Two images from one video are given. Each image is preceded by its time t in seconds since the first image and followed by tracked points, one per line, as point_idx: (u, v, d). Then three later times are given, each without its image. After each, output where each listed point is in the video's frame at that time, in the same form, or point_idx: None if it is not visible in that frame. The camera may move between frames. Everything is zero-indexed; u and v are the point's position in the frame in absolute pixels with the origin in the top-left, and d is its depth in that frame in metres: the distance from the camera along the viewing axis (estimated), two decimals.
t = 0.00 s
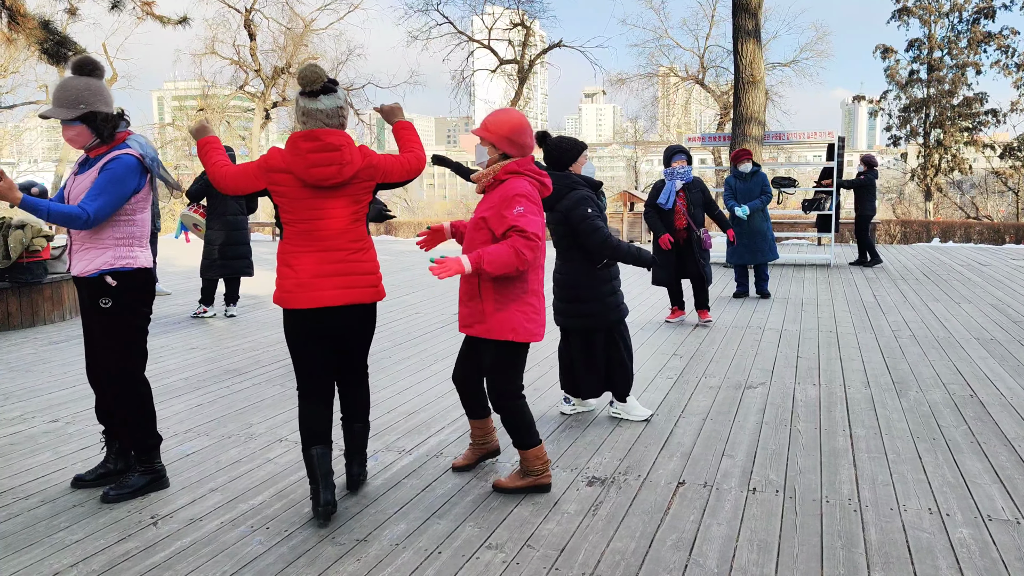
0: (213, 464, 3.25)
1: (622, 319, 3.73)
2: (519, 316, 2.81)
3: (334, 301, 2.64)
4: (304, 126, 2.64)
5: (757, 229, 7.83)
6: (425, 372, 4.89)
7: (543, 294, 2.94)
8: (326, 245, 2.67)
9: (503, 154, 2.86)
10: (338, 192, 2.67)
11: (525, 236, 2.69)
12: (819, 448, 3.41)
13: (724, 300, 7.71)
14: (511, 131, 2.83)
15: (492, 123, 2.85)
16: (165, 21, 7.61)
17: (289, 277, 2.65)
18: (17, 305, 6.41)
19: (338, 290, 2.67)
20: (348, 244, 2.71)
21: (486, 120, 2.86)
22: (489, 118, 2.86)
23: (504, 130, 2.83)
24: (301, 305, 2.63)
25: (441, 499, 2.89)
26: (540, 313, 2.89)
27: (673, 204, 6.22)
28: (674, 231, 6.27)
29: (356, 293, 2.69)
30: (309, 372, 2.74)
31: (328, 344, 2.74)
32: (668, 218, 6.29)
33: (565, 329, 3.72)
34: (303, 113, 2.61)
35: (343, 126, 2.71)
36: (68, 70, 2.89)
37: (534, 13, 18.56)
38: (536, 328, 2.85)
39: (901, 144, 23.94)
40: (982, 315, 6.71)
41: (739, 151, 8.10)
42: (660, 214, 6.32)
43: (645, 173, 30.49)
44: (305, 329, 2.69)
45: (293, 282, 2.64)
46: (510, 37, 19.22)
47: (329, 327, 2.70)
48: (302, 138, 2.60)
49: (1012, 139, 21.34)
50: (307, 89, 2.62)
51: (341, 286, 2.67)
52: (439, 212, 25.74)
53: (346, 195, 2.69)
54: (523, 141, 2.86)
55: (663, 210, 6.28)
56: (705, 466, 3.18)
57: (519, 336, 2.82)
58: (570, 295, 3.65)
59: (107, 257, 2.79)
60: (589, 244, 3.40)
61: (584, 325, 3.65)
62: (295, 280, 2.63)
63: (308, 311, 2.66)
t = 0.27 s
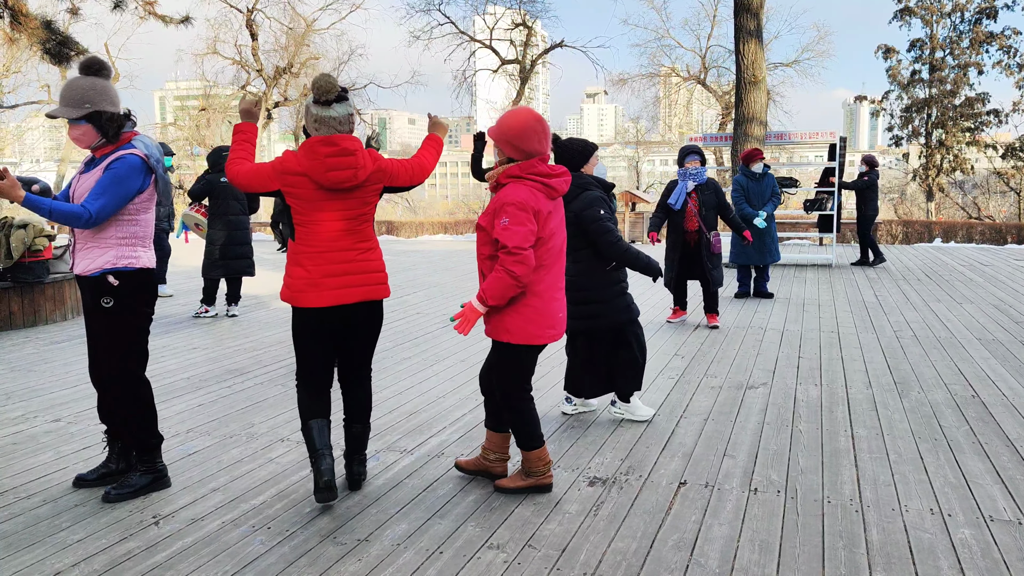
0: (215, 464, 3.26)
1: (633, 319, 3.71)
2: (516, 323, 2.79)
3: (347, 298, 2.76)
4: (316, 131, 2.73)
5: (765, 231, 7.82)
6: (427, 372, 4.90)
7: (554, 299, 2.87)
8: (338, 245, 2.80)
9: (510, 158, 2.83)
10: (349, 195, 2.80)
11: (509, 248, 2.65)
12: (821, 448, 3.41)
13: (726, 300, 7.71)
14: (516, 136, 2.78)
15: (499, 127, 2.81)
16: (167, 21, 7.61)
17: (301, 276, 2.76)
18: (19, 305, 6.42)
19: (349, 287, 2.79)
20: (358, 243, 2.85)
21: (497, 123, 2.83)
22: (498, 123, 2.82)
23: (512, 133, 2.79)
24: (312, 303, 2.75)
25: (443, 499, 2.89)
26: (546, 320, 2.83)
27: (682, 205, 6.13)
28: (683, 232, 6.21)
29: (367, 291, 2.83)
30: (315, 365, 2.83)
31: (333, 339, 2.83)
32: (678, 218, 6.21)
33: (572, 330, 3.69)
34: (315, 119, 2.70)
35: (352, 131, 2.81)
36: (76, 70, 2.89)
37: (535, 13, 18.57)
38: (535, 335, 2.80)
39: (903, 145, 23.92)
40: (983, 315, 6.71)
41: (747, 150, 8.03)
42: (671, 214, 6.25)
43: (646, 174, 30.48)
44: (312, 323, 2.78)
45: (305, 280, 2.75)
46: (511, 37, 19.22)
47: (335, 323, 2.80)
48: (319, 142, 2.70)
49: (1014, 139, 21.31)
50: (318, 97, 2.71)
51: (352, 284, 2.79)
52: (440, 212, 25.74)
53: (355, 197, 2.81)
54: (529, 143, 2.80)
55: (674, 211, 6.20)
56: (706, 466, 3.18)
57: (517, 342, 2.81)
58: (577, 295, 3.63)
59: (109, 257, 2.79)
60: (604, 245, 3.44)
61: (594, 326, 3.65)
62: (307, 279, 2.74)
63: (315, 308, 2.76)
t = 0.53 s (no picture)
0: (215, 464, 3.26)
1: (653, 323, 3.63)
2: (520, 318, 2.80)
3: (351, 294, 2.81)
4: (319, 133, 2.76)
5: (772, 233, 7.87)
6: (427, 372, 4.90)
7: (568, 300, 2.82)
8: (343, 243, 2.85)
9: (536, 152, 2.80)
10: (354, 192, 2.84)
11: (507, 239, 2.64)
12: (821, 449, 3.40)
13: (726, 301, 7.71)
14: (545, 131, 2.75)
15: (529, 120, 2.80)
16: (168, 21, 7.62)
17: (306, 273, 2.81)
18: (20, 305, 6.43)
19: (353, 285, 2.84)
20: (362, 241, 2.90)
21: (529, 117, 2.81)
22: (531, 115, 2.80)
23: (539, 127, 2.76)
24: (316, 300, 2.81)
25: (443, 499, 2.90)
26: (555, 320, 2.78)
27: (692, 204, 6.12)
28: (692, 232, 6.16)
29: (370, 287, 2.88)
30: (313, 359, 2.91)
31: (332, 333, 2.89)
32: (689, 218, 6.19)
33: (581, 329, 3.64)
34: (318, 121, 2.73)
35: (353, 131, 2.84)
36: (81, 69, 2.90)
37: (536, 13, 18.57)
38: (541, 335, 2.77)
39: (904, 145, 23.90)
40: (984, 316, 6.70)
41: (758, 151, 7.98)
42: (684, 213, 6.26)
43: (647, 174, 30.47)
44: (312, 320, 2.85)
45: (311, 278, 2.81)
46: (512, 37, 19.20)
47: (335, 320, 2.86)
48: (325, 142, 2.73)
49: (1016, 140, 21.30)
50: (321, 99, 2.73)
51: (356, 282, 2.85)
52: (441, 212, 25.75)
53: (360, 195, 2.85)
54: (556, 140, 2.76)
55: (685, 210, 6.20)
56: (707, 467, 3.18)
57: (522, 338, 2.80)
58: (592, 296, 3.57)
59: (111, 256, 2.80)
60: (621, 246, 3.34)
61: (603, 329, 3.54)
62: (312, 277, 2.80)
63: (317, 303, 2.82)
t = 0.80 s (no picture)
0: (216, 463, 3.26)
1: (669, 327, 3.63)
2: (544, 314, 2.75)
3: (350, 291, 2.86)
4: (313, 135, 2.81)
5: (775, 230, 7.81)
6: (428, 372, 4.90)
7: (591, 299, 2.80)
8: (337, 243, 2.90)
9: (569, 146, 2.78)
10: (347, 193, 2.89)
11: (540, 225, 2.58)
12: (822, 450, 3.40)
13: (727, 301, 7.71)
14: (582, 125, 2.74)
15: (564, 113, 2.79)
16: (170, 21, 7.62)
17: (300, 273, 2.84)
18: (21, 304, 6.43)
19: (347, 284, 2.89)
20: (355, 242, 2.95)
21: (564, 110, 2.80)
22: (568, 108, 2.80)
23: (573, 123, 2.75)
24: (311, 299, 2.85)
25: (444, 500, 2.90)
26: (578, 318, 2.75)
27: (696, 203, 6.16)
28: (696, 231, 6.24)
29: (363, 287, 2.93)
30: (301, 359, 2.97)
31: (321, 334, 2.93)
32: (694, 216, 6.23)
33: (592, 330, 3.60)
34: (312, 124, 2.78)
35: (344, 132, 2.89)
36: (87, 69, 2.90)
37: (538, 14, 18.57)
38: (563, 332, 2.73)
39: (905, 146, 23.88)
40: (985, 317, 6.69)
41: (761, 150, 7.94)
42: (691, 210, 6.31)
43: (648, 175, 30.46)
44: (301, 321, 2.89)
45: (306, 278, 2.84)
46: (513, 38, 19.19)
47: (324, 321, 2.90)
48: (319, 144, 2.78)
49: (1017, 141, 21.28)
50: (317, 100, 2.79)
51: (351, 281, 2.89)
52: (442, 213, 25.74)
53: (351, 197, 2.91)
54: (592, 137, 2.75)
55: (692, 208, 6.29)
56: (708, 467, 3.18)
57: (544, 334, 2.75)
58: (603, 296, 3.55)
59: (114, 256, 2.80)
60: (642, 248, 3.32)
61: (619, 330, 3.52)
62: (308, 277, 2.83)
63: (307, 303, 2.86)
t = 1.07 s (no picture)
0: (217, 464, 3.26)
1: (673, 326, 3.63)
2: (554, 320, 2.64)
3: (336, 291, 2.95)
4: (307, 132, 2.91)
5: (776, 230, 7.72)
6: (429, 373, 4.89)
7: (601, 305, 2.70)
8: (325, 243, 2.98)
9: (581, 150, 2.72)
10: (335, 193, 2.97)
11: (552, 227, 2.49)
12: (824, 450, 3.40)
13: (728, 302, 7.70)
14: (595, 129, 2.70)
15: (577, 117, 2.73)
16: (170, 21, 7.62)
17: (287, 271, 2.93)
18: (22, 305, 6.43)
19: (333, 283, 2.98)
20: (342, 241, 3.04)
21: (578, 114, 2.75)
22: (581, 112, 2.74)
23: (587, 127, 2.70)
24: (298, 297, 2.94)
25: (445, 500, 2.90)
26: (589, 325, 2.65)
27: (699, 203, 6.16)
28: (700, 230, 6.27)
29: (348, 286, 3.02)
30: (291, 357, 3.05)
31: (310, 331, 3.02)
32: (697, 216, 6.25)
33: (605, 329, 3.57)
34: (307, 121, 2.89)
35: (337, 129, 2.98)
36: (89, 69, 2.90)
37: (539, 15, 18.56)
38: (573, 339, 2.63)
39: (906, 147, 23.86)
40: (986, 318, 6.68)
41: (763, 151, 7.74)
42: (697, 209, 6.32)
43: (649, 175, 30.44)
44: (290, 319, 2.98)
45: (293, 276, 2.93)
46: (514, 38, 19.16)
47: (312, 318, 2.98)
48: (309, 144, 2.86)
49: (1018, 142, 21.26)
50: (313, 99, 2.89)
51: (337, 280, 2.98)
52: (442, 213, 25.73)
53: (339, 197, 2.99)
54: (604, 143, 2.71)
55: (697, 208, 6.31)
56: (708, 468, 3.18)
57: (555, 340, 2.64)
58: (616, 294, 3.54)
59: (115, 256, 2.80)
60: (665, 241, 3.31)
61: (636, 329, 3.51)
62: (295, 276, 2.92)
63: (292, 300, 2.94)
